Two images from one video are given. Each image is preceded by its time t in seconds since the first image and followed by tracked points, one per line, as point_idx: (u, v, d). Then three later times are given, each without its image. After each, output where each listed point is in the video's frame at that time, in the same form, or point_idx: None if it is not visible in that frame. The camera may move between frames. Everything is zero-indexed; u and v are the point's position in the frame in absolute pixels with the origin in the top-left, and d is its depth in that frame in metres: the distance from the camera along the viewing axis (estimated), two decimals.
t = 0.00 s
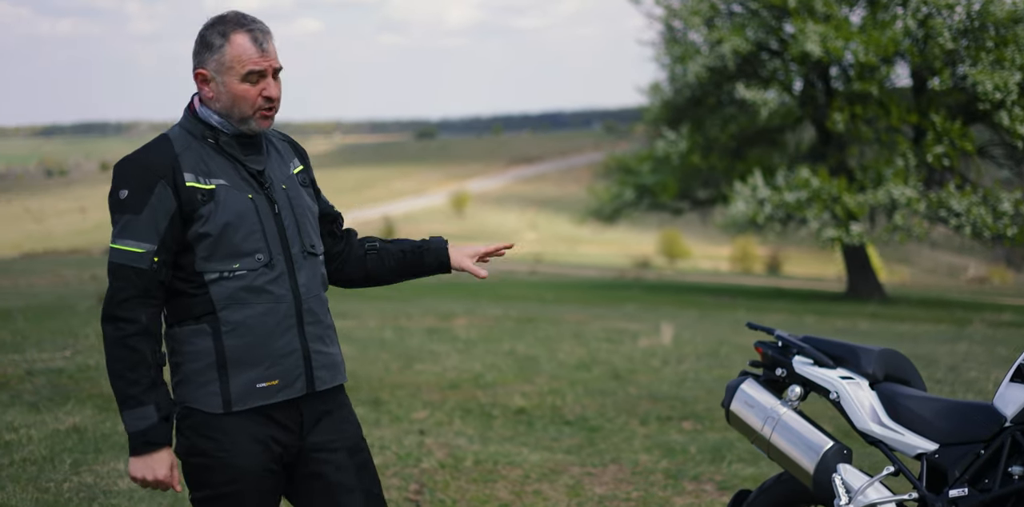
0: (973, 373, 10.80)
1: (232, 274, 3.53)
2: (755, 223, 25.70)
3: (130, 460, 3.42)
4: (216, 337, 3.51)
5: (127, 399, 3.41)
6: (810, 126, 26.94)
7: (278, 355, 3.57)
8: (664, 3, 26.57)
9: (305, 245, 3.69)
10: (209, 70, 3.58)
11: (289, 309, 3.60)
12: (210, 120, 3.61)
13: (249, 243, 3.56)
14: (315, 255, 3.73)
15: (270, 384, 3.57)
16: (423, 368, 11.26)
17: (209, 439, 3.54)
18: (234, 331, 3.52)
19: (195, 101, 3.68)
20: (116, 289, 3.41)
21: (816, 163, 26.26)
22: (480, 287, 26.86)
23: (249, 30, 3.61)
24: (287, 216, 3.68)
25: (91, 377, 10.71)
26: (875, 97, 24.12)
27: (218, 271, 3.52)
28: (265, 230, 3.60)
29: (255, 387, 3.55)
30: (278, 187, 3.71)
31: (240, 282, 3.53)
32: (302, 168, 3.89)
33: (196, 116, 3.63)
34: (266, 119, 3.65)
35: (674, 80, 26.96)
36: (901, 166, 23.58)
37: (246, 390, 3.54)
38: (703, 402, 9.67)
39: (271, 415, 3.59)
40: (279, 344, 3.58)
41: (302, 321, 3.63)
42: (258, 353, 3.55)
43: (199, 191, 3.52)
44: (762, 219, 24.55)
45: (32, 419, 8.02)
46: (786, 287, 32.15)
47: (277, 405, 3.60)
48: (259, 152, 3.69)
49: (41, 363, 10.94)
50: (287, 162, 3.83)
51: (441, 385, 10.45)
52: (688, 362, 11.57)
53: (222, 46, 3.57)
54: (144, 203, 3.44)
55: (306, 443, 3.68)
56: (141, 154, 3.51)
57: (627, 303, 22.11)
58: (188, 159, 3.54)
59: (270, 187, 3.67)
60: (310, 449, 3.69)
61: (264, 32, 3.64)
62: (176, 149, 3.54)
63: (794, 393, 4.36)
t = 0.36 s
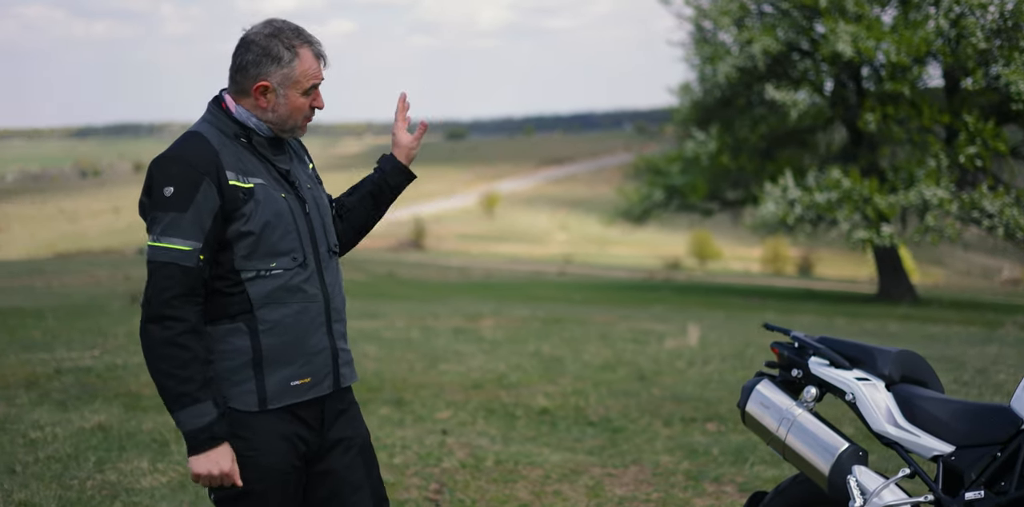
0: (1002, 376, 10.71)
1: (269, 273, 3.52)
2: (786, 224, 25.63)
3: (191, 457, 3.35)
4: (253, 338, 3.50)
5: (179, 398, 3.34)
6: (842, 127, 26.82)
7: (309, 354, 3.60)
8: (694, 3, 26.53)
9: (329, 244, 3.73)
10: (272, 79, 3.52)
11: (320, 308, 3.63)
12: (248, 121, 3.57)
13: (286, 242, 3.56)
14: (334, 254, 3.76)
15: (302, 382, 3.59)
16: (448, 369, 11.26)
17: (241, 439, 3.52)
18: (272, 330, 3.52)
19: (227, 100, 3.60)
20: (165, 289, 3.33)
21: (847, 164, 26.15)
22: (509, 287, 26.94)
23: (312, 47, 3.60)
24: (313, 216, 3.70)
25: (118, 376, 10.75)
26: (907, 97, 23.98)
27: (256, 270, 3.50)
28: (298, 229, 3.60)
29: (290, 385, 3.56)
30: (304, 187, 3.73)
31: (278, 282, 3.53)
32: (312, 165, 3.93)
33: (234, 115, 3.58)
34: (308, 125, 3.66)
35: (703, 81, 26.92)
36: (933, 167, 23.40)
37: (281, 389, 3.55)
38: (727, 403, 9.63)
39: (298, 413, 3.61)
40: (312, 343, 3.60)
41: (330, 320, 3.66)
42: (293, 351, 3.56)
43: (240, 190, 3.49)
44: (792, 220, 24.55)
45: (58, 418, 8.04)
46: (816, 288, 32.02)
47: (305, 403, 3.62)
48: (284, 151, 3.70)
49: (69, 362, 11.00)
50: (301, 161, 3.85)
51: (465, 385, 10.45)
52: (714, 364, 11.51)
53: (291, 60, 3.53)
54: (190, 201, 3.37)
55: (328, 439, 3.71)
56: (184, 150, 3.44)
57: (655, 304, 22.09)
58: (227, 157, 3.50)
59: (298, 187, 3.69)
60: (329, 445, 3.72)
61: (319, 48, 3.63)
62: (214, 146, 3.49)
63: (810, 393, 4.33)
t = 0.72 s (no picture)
0: None
1: (277, 265, 3.50)
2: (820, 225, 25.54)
3: (216, 440, 3.32)
4: (260, 330, 3.48)
5: (202, 384, 3.32)
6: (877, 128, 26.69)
7: (319, 348, 3.55)
8: (728, 3, 26.45)
9: (346, 239, 3.67)
10: (234, 60, 3.61)
11: (331, 303, 3.58)
12: (251, 113, 3.59)
13: (294, 235, 3.53)
14: (353, 251, 3.71)
15: (312, 377, 3.54)
16: (476, 368, 11.25)
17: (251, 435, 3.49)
18: (279, 324, 3.49)
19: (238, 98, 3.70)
20: (174, 278, 3.34)
21: (882, 164, 25.99)
22: (543, 287, 26.95)
23: (270, 16, 3.60)
24: (330, 211, 3.66)
25: (148, 374, 10.79)
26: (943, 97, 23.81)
27: (263, 263, 3.49)
28: (308, 222, 3.57)
29: (299, 380, 3.52)
30: (320, 182, 3.69)
31: (284, 274, 3.50)
32: (341, 164, 3.86)
33: (240, 110, 3.61)
34: (294, 105, 3.60)
35: (737, 81, 26.82)
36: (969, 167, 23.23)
37: (287, 383, 3.50)
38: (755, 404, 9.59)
39: (308, 409, 3.56)
40: (322, 336, 3.56)
41: (343, 315, 3.61)
42: (301, 346, 3.53)
43: (248, 182, 3.49)
44: (826, 221, 24.44)
45: (86, 415, 8.08)
46: (853, 290, 31.78)
47: (315, 399, 3.57)
48: (301, 147, 3.68)
49: (100, 360, 11.05)
50: (326, 157, 3.80)
51: (493, 384, 10.44)
52: (744, 365, 11.46)
53: (242, 33, 3.59)
54: (196, 191, 3.39)
55: (341, 438, 3.65)
56: (193, 144, 3.47)
57: (688, 305, 22.03)
58: (237, 150, 3.51)
59: (313, 181, 3.65)
60: (344, 445, 3.66)
61: (281, 16, 3.62)
62: (224, 140, 3.51)
63: (829, 394, 4.29)
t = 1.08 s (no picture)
0: None
1: (262, 270, 3.48)
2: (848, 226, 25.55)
3: (144, 442, 3.40)
4: (239, 331, 3.46)
5: (145, 383, 3.40)
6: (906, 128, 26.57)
7: (298, 355, 3.50)
8: (756, 3, 26.36)
9: (341, 249, 3.60)
10: (255, 68, 3.59)
11: (315, 311, 3.53)
12: (259, 117, 3.59)
13: (282, 241, 3.50)
14: (352, 260, 3.63)
15: (288, 383, 3.49)
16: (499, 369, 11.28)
17: (223, 433, 3.49)
18: (258, 326, 3.46)
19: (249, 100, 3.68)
20: (149, 274, 3.42)
21: (910, 165, 25.84)
22: (572, 288, 26.98)
23: (293, 26, 3.58)
24: (327, 219, 3.60)
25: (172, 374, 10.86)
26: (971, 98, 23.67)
27: (249, 266, 3.47)
28: (300, 229, 3.53)
29: (274, 385, 3.47)
30: (323, 188, 3.63)
31: (268, 279, 3.48)
32: (359, 172, 3.77)
33: (252, 113, 3.60)
34: (310, 118, 3.58)
35: (765, 82, 26.74)
36: (998, 168, 23.08)
37: (263, 386, 3.47)
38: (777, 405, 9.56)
39: (286, 414, 3.52)
40: (302, 344, 3.51)
41: (328, 324, 3.54)
42: (280, 351, 3.48)
43: (238, 186, 3.50)
44: (854, 222, 24.35)
45: (107, 415, 8.14)
46: (883, 290, 31.71)
47: (294, 405, 3.52)
48: (309, 152, 3.63)
49: (125, 360, 11.14)
50: (342, 166, 3.72)
51: (515, 385, 10.46)
52: (767, 366, 11.43)
53: (265, 42, 3.57)
54: (183, 192, 3.45)
55: (323, 447, 3.58)
56: (188, 144, 3.52)
57: (715, 306, 21.98)
58: (231, 154, 3.52)
59: (313, 188, 3.60)
60: (326, 453, 3.59)
61: (307, 29, 3.59)
62: (221, 143, 3.53)
63: (842, 397, 4.28)
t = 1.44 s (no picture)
0: None
1: (260, 272, 3.54)
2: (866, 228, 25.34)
3: (164, 443, 3.38)
4: (237, 334, 3.51)
5: (159, 385, 3.38)
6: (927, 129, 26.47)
7: (295, 357, 3.57)
8: (776, 4, 26.31)
9: (338, 252, 3.69)
10: (257, 65, 3.63)
11: (313, 314, 3.60)
12: (260, 117, 3.65)
13: (280, 244, 3.57)
14: (348, 263, 3.72)
15: (285, 385, 3.56)
16: (513, 369, 11.28)
17: (223, 437, 3.52)
18: (257, 329, 3.52)
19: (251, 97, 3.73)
20: (152, 276, 3.42)
21: (930, 167, 25.74)
22: (589, 289, 26.96)
23: (299, 27, 3.63)
24: (324, 221, 3.67)
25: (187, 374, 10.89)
26: (990, 99, 23.57)
27: (247, 268, 3.53)
28: (298, 231, 3.60)
29: (271, 386, 3.54)
30: (320, 190, 3.70)
31: (266, 281, 3.54)
32: (354, 173, 3.86)
33: (252, 114, 3.66)
34: (309, 119, 3.64)
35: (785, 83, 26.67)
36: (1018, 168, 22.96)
37: (262, 389, 3.53)
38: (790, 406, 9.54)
39: (284, 415, 3.58)
40: (300, 346, 3.58)
41: (325, 326, 3.62)
42: (278, 353, 3.55)
43: (238, 188, 3.54)
44: (873, 223, 24.27)
45: (120, 415, 8.17)
46: (901, 292, 31.63)
47: (291, 406, 3.58)
48: (305, 154, 3.70)
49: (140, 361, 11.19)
50: (337, 166, 3.80)
51: (529, 386, 10.46)
52: (781, 367, 11.40)
53: (269, 42, 3.61)
54: (182, 193, 3.45)
55: (320, 448, 3.64)
56: (189, 145, 3.54)
57: (733, 307, 21.94)
58: (230, 155, 3.56)
59: (310, 190, 3.68)
60: (323, 455, 3.65)
61: (313, 30, 3.65)
62: (221, 144, 3.57)
63: (846, 398, 4.28)
